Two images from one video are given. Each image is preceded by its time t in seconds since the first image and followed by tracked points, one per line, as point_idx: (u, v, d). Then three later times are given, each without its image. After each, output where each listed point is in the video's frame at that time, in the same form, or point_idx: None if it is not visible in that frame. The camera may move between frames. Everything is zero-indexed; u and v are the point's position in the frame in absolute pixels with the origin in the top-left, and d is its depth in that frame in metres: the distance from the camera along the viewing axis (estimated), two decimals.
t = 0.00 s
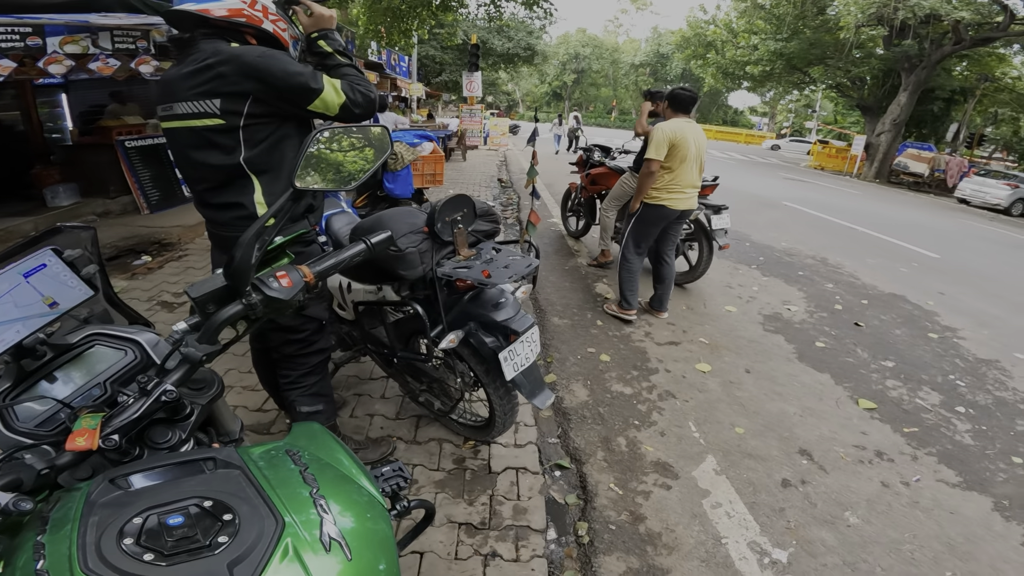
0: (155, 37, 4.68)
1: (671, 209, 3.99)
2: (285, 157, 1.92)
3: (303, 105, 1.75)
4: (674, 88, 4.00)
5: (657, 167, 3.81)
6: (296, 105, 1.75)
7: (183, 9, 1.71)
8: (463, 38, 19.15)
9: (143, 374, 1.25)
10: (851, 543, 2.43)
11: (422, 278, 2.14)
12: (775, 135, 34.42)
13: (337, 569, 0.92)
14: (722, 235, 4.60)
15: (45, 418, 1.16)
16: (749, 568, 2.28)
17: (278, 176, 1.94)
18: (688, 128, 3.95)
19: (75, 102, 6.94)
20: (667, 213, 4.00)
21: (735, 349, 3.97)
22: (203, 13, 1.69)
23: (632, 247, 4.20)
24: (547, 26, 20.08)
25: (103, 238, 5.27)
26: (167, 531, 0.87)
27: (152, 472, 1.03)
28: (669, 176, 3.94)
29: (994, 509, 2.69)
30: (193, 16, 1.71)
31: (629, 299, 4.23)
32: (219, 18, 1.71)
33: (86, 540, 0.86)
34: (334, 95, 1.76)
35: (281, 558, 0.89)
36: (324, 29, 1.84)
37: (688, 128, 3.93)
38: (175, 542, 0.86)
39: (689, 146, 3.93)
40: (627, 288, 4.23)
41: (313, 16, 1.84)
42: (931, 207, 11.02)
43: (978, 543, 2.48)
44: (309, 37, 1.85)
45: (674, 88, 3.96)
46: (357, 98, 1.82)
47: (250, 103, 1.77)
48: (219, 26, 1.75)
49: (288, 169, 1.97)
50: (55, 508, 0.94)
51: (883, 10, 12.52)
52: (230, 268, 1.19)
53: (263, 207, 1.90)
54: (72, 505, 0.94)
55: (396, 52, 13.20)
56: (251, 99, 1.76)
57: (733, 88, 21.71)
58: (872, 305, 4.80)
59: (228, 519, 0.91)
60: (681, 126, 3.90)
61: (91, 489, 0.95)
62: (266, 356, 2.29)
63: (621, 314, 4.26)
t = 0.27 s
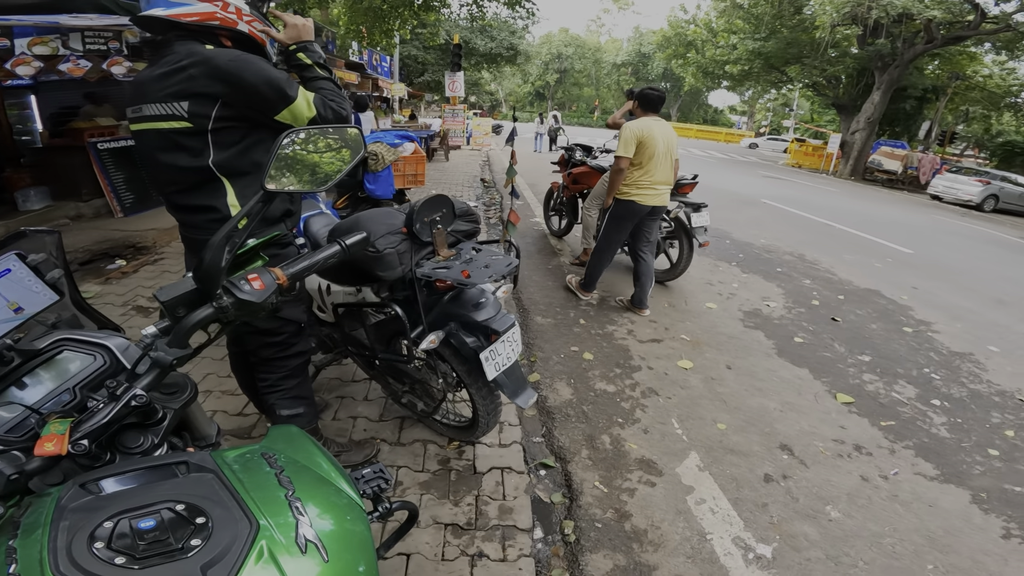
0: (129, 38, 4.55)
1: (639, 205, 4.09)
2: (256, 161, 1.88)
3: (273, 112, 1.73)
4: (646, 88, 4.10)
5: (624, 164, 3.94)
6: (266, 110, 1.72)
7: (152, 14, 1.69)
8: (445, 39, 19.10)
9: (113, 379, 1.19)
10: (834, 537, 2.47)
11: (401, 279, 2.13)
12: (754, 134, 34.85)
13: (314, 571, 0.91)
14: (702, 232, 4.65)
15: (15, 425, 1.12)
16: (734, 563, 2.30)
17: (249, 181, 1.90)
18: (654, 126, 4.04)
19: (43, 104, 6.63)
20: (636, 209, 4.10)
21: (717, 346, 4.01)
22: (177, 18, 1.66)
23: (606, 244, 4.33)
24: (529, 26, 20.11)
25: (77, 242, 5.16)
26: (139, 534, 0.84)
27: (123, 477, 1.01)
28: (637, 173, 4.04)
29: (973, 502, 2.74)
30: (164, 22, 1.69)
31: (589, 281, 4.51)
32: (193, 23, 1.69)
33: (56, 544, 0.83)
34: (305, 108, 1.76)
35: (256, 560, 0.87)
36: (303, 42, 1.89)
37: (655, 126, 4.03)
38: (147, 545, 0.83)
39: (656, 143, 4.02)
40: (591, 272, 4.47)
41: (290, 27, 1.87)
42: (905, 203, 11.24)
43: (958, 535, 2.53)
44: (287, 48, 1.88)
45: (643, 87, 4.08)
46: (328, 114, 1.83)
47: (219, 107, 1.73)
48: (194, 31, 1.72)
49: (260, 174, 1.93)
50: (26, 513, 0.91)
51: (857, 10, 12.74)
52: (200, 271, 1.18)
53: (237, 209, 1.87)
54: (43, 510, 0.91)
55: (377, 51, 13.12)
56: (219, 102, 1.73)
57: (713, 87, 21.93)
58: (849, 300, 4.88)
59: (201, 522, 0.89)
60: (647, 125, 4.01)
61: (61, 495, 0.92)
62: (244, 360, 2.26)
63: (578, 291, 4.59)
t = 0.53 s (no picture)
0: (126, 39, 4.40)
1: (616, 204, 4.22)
2: (251, 165, 1.88)
3: (268, 117, 1.72)
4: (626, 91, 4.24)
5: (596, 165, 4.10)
6: (261, 115, 1.72)
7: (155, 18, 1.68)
8: (443, 41, 19.14)
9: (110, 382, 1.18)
10: (830, 538, 2.48)
11: (399, 282, 2.13)
12: (750, 136, 34.96)
13: None
14: (700, 235, 4.65)
15: (12, 427, 1.10)
16: (732, 565, 2.30)
17: (244, 185, 1.90)
18: (631, 128, 4.17)
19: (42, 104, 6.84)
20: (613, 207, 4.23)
21: (713, 348, 4.02)
22: (187, 25, 1.65)
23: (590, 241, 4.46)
24: (527, 28, 20.16)
25: (72, 244, 5.14)
26: (138, 539, 0.84)
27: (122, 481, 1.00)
28: (612, 173, 4.21)
29: (969, 502, 2.75)
30: (168, 26, 1.67)
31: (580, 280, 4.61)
32: (203, 28, 1.69)
33: (55, 548, 0.82)
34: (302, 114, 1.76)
35: (258, 564, 0.87)
36: (303, 47, 1.92)
37: (631, 128, 4.16)
38: (147, 550, 0.83)
39: (630, 145, 4.14)
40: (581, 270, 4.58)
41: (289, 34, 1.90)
42: (900, 205, 11.29)
43: (953, 535, 2.54)
44: (287, 54, 1.91)
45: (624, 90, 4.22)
46: (322, 122, 1.86)
47: (213, 111, 1.72)
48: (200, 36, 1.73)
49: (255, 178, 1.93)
50: (23, 517, 0.91)
51: (853, 12, 12.80)
52: (198, 274, 1.18)
53: (235, 211, 1.87)
54: (40, 513, 0.91)
55: (376, 53, 13.14)
56: (214, 106, 1.72)
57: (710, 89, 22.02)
58: (844, 302, 4.90)
59: (201, 527, 0.89)
60: (623, 127, 4.14)
61: (59, 499, 0.92)
62: (241, 362, 2.26)
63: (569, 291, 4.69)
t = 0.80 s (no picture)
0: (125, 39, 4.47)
1: (594, 202, 4.31)
2: (251, 168, 1.86)
3: (268, 120, 1.71)
4: (609, 91, 4.30)
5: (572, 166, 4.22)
6: (261, 117, 1.70)
7: (156, 14, 1.67)
8: (442, 42, 19.15)
9: (108, 386, 1.16)
10: (828, 539, 2.47)
11: (399, 284, 2.12)
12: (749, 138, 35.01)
13: None
14: (699, 238, 4.65)
15: (10, 431, 1.09)
16: (731, 567, 2.29)
17: (244, 187, 1.89)
18: (609, 129, 4.23)
19: (41, 103, 6.86)
20: (591, 205, 4.32)
21: (712, 350, 4.01)
22: (188, 21, 1.65)
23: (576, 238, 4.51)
24: (527, 29, 20.16)
25: (69, 244, 5.13)
26: (138, 545, 0.83)
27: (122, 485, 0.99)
28: (590, 173, 4.30)
29: (968, 505, 2.75)
30: (169, 22, 1.66)
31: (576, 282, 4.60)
32: (203, 25, 1.69)
33: (55, 554, 0.82)
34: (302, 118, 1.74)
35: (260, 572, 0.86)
36: (306, 47, 1.89)
37: (608, 130, 4.22)
38: (147, 557, 0.82)
39: (608, 145, 4.19)
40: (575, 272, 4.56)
41: (290, 34, 1.88)
42: (897, 208, 11.32)
43: (952, 538, 2.54)
44: (289, 54, 1.89)
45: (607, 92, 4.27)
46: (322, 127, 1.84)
47: (213, 112, 1.72)
48: (200, 33, 1.72)
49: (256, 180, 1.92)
50: (21, 522, 0.90)
51: (852, 15, 12.84)
52: (198, 278, 1.16)
53: (235, 213, 1.86)
54: (39, 518, 0.89)
55: (375, 54, 13.13)
56: (214, 108, 1.71)
57: (709, 92, 22.06)
58: (843, 305, 4.91)
59: (202, 533, 0.88)
60: (600, 128, 4.21)
61: (57, 504, 0.90)
62: (239, 364, 2.25)
63: (568, 294, 4.68)
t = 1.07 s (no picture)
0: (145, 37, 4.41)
1: (603, 203, 4.29)
2: (267, 170, 1.86)
3: (287, 123, 1.69)
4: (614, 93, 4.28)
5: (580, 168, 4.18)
6: (280, 121, 1.69)
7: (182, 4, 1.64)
8: (455, 43, 19.19)
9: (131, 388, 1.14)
10: (840, 548, 2.43)
11: (414, 287, 2.11)
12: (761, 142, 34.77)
13: None
14: (712, 242, 4.62)
15: (32, 432, 1.07)
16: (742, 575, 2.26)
17: (261, 188, 1.88)
18: (615, 131, 4.20)
19: (58, 101, 6.56)
20: (600, 206, 4.31)
21: (724, 356, 3.97)
22: (219, 11, 1.64)
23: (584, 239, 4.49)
24: (539, 30, 20.15)
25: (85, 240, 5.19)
26: (165, 553, 0.83)
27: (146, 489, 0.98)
28: (598, 175, 4.26)
29: (982, 514, 2.70)
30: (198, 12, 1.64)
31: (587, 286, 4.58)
32: (231, 18, 1.67)
33: (79, 561, 0.81)
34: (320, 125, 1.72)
35: None
36: (333, 52, 1.91)
37: (614, 130, 4.19)
38: (173, 565, 0.81)
39: (615, 147, 4.15)
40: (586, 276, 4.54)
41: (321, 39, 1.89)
42: (913, 214, 11.17)
43: (961, 544, 2.51)
44: (317, 58, 1.90)
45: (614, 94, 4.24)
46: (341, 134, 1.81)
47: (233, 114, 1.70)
48: (227, 28, 1.71)
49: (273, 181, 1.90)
50: (43, 526, 0.89)
51: (870, 19, 12.75)
52: (223, 281, 1.15)
53: (253, 214, 1.86)
54: (61, 523, 0.89)
55: (387, 55, 13.18)
56: (235, 109, 1.70)
57: (721, 95, 21.94)
58: (858, 312, 4.84)
59: (226, 540, 0.87)
60: (606, 130, 4.19)
61: (80, 509, 0.90)
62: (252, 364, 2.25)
63: (580, 298, 4.67)
